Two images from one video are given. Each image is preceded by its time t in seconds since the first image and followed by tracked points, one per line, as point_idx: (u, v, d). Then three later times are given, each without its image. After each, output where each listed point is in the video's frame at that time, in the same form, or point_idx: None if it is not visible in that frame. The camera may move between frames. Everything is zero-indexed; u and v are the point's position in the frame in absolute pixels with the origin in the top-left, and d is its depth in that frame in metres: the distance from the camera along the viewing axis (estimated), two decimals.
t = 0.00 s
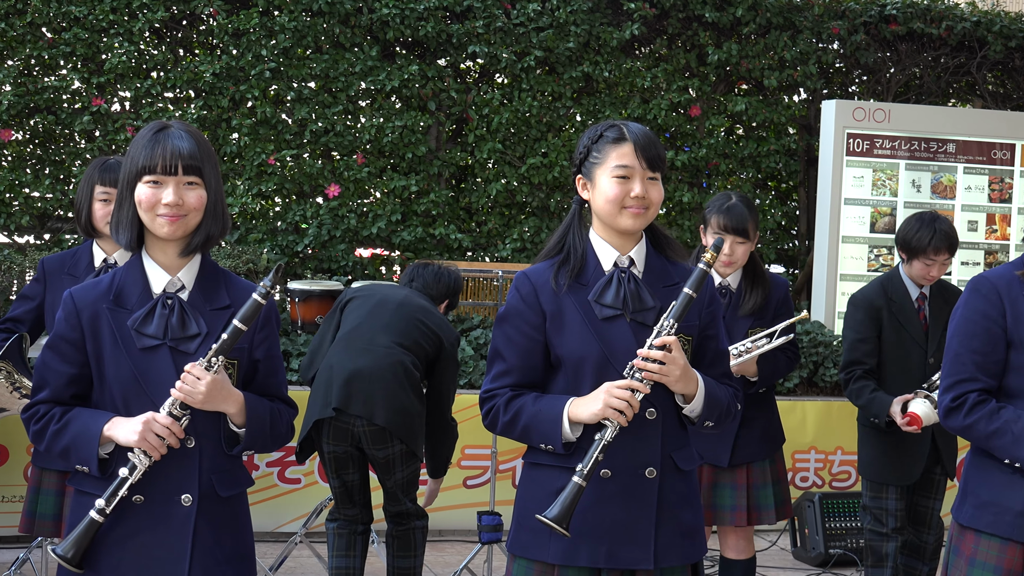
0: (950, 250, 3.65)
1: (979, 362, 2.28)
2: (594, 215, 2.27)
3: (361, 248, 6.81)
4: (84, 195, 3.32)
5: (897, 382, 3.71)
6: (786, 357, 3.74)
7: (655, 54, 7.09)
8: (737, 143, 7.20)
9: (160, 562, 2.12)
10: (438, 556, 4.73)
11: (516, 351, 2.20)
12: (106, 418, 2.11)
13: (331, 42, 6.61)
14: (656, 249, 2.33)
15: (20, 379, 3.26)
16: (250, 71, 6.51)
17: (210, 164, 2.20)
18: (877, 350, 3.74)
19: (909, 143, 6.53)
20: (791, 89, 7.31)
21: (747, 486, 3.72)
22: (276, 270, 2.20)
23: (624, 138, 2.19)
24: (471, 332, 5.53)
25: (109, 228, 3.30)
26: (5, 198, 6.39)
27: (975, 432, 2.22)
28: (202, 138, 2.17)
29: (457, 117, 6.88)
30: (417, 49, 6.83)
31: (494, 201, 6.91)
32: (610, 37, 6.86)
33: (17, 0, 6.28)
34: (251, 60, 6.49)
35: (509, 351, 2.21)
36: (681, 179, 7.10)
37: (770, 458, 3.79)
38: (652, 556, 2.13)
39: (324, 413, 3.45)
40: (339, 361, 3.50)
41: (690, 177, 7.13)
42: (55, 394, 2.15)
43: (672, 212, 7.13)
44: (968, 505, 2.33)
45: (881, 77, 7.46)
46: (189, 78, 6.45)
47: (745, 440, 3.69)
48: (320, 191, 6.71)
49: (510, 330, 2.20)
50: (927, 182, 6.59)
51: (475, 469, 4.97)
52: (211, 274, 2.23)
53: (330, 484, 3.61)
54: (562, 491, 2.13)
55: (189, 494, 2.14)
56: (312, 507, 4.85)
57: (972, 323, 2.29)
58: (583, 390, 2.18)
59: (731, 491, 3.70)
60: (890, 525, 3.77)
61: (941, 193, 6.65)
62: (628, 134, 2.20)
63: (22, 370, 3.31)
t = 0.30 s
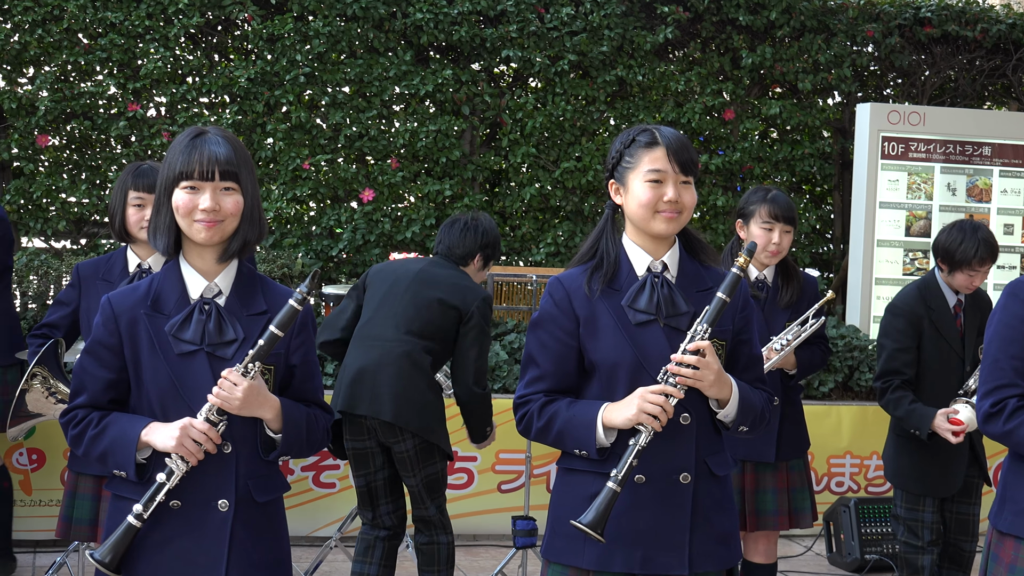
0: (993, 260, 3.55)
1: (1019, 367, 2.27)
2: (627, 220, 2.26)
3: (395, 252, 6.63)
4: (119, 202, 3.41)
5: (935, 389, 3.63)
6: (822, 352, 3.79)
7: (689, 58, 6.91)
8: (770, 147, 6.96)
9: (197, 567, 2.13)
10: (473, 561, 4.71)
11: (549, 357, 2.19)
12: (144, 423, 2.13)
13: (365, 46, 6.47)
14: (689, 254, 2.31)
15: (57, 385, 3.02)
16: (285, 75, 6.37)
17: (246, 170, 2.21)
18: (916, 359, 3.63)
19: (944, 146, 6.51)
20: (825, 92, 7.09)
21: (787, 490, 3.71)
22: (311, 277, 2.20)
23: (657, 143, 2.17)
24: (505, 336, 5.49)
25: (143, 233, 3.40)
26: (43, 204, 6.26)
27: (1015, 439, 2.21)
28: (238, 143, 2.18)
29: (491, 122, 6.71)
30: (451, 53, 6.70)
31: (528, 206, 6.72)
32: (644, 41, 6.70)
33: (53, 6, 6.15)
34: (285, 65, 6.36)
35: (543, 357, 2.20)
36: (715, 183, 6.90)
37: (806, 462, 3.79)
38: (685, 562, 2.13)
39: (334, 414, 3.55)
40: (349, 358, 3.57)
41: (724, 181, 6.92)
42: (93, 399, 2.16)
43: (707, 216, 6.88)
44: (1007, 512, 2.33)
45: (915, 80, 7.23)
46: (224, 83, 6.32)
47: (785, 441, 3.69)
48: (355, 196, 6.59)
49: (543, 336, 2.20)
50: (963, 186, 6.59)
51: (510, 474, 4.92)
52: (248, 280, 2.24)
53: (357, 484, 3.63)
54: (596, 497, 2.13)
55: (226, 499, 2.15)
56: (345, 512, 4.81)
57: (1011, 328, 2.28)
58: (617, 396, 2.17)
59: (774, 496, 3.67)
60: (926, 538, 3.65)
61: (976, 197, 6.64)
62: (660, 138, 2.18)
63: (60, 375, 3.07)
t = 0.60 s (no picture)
0: None
1: None
2: (667, 225, 2.25)
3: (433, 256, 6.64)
4: (158, 206, 3.43)
5: (970, 391, 3.62)
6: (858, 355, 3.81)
7: (729, 63, 6.87)
8: (810, 152, 6.95)
9: (239, 570, 2.14)
10: (511, 565, 4.69)
11: (589, 362, 2.19)
12: (187, 427, 2.15)
13: (405, 51, 6.49)
14: (729, 260, 2.30)
15: (99, 389, 3.19)
16: (325, 80, 6.40)
17: (289, 175, 2.23)
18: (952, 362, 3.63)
19: (985, 151, 6.50)
20: (866, 97, 7.07)
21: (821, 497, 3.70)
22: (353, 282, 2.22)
23: (697, 148, 2.16)
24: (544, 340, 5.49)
25: (183, 236, 3.41)
26: (84, 208, 6.34)
27: None
28: (281, 148, 2.19)
29: (530, 126, 6.73)
30: (490, 58, 6.72)
31: (567, 210, 6.72)
32: (684, 46, 6.66)
33: (96, 11, 6.20)
34: (326, 70, 6.39)
35: (582, 362, 2.20)
36: (755, 189, 6.92)
37: (841, 470, 3.79)
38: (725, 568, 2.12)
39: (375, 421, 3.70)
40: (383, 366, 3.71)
41: (764, 186, 6.92)
42: (137, 402, 2.19)
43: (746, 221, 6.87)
44: None
45: (956, 85, 7.21)
46: (264, 88, 6.37)
47: (824, 445, 3.69)
48: (394, 201, 6.60)
49: (583, 341, 2.20)
50: (1003, 192, 6.56)
51: (548, 478, 4.91)
52: (290, 286, 2.26)
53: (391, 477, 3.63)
54: (635, 502, 2.13)
55: (268, 504, 2.17)
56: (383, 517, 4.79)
57: None
58: (656, 401, 2.16)
59: (807, 501, 3.64)
60: (965, 547, 3.64)
61: (1018, 203, 6.62)
62: (701, 144, 2.17)
63: (101, 380, 3.23)
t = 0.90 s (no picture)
0: None
1: None
2: (710, 230, 2.25)
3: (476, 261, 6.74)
4: (202, 211, 3.49)
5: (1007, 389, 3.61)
6: (902, 358, 3.75)
7: (772, 67, 7.03)
8: (853, 157, 7.06)
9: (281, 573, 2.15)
10: (553, 569, 4.72)
11: (631, 367, 2.20)
12: (230, 431, 2.16)
13: (447, 56, 6.64)
14: (773, 265, 2.29)
15: (144, 392, 3.27)
16: (368, 85, 6.53)
17: (332, 179, 2.24)
18: (993, 360, 3.62)
19: None
20: (910, 100, 7.18)
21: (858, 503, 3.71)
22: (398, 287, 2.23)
23: (741, 153, 2.16)
24: (586, 345, 5.49)
25: (227, 241, 3.48)
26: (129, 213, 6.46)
27: None
28: (324, 152, 2.21)
29: (572, 131, 6.85)
30: (532, 63, 6.85)
31: (609, 215, 6.83)
32: (727, 49, 6.81)
33: (139, 17, 6.36)
34: (369, 74, 6.52)
35: (625, 367, 2.20)
36: (798, 194, 6.99)
37: (880, 475, 3.78)
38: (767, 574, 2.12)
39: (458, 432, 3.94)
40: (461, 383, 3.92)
41: (807, 190, 7.02)
42: (181, 406, 2.22)
43: (790, 225, 7.03)
44: None
45: (1000, 89, 7.35)
46: (307, 92, 6.48)
47: (862, 451, 3.69)
48: (437, 205, 6.69)
49: (625, 346, 2.20)
50: None
51: (590, 483, 4.92)
52: (334, 290, 2.27)
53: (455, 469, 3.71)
54: (677, 508, 2.12)
55: (310, 507, 2.17)
56: (427, 519, 4.87)
57: None
58: (699, 406, 2.15)
59: (845, 507, 3.67)
60: (1010, 552, 3.60)
61: None
62: (744, 148, 2.16)
63: (145, 383, 3.32)
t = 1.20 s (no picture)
0: None
1: None
2: (755, 236, 2.27)
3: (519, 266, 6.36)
4: (249, 217, 3.54)
5: None
6: (947, 363, 3.74)
7: (815, 71, 6.60)
8: (897, 161, 6.61)
9: None
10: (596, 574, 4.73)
11: (677, 372, 2.23)
12: (275, 434, 2.17)
13: (489, 60, 6.28)
14: (818, 271, 2.31)
15: (190, 396, 3.31)
16: (410, 90, 6.17)
17: (377, 185, 2.26)
18: None
19: None
20: (953, 106, 6.74)
21: (902, 510, 3.69)
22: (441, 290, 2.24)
23: (787, 158, 2.19)
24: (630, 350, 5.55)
25: (273, 248, 3.51)
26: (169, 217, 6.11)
27: None
28: (369, 157, 2.23)
29: (615, 135, 6.42)
30: (575, 68, 6.46)
31: (652, 219, 6.42)
32: (769, 54, 6.39)
33: (184, 21, 6.01)
34: (411, 78, 6.16)
35: (670, 372, 2.24)
36: (841, 198, 6.57)
37: (924, 482, 3.76)
38: None
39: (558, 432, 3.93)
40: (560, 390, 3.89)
41: (851, 196, 6.57)
42: (225, 408, 2.23)
43: (833, 230, 6.63)
44: None
45: None
46: (350, 97, 6.12)
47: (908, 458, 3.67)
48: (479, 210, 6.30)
49: (671, 351, 2.24)
50: None
51: (633, 488, 4.94)
52: (378, 294, 2.28)
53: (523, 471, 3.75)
54: (723, 515, 2.15)
55: (354, 510, 2.18)
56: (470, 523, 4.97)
57: None
58: (744, 413, 2.18)
59: (888, 515, 3.65)
60: None
61: None
62: (790, 154, 2.19)
63: (192, 386, 3.36)
